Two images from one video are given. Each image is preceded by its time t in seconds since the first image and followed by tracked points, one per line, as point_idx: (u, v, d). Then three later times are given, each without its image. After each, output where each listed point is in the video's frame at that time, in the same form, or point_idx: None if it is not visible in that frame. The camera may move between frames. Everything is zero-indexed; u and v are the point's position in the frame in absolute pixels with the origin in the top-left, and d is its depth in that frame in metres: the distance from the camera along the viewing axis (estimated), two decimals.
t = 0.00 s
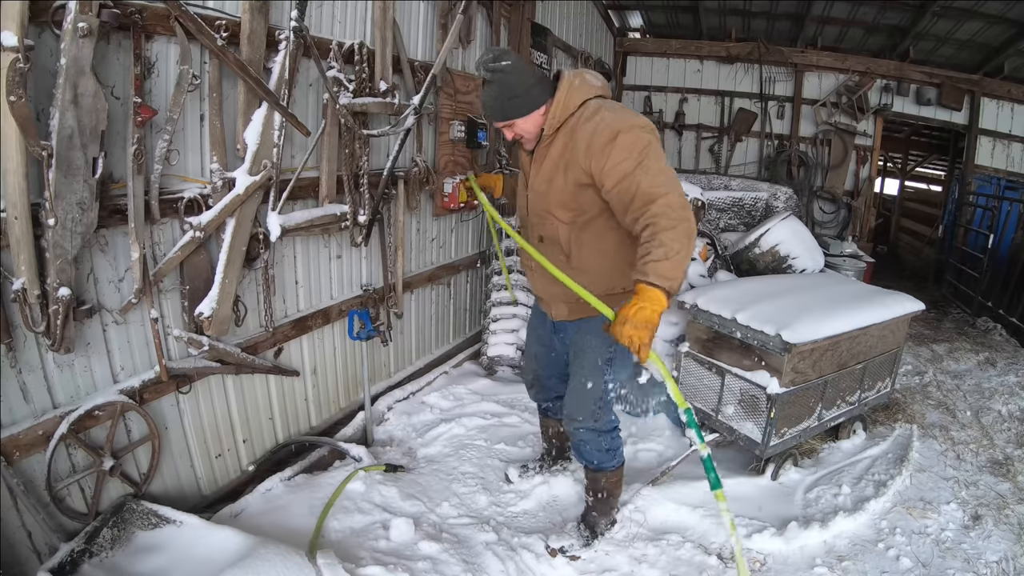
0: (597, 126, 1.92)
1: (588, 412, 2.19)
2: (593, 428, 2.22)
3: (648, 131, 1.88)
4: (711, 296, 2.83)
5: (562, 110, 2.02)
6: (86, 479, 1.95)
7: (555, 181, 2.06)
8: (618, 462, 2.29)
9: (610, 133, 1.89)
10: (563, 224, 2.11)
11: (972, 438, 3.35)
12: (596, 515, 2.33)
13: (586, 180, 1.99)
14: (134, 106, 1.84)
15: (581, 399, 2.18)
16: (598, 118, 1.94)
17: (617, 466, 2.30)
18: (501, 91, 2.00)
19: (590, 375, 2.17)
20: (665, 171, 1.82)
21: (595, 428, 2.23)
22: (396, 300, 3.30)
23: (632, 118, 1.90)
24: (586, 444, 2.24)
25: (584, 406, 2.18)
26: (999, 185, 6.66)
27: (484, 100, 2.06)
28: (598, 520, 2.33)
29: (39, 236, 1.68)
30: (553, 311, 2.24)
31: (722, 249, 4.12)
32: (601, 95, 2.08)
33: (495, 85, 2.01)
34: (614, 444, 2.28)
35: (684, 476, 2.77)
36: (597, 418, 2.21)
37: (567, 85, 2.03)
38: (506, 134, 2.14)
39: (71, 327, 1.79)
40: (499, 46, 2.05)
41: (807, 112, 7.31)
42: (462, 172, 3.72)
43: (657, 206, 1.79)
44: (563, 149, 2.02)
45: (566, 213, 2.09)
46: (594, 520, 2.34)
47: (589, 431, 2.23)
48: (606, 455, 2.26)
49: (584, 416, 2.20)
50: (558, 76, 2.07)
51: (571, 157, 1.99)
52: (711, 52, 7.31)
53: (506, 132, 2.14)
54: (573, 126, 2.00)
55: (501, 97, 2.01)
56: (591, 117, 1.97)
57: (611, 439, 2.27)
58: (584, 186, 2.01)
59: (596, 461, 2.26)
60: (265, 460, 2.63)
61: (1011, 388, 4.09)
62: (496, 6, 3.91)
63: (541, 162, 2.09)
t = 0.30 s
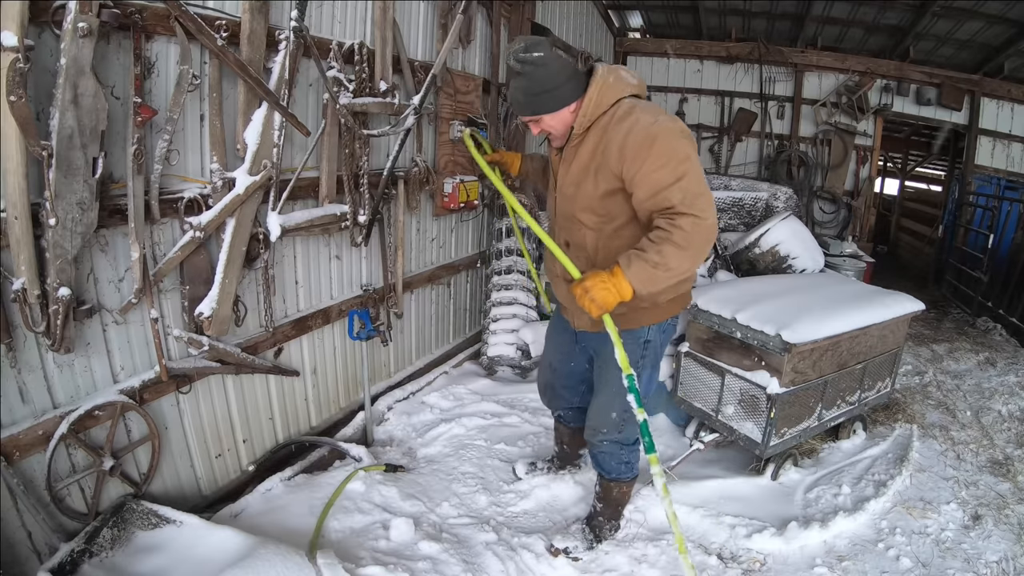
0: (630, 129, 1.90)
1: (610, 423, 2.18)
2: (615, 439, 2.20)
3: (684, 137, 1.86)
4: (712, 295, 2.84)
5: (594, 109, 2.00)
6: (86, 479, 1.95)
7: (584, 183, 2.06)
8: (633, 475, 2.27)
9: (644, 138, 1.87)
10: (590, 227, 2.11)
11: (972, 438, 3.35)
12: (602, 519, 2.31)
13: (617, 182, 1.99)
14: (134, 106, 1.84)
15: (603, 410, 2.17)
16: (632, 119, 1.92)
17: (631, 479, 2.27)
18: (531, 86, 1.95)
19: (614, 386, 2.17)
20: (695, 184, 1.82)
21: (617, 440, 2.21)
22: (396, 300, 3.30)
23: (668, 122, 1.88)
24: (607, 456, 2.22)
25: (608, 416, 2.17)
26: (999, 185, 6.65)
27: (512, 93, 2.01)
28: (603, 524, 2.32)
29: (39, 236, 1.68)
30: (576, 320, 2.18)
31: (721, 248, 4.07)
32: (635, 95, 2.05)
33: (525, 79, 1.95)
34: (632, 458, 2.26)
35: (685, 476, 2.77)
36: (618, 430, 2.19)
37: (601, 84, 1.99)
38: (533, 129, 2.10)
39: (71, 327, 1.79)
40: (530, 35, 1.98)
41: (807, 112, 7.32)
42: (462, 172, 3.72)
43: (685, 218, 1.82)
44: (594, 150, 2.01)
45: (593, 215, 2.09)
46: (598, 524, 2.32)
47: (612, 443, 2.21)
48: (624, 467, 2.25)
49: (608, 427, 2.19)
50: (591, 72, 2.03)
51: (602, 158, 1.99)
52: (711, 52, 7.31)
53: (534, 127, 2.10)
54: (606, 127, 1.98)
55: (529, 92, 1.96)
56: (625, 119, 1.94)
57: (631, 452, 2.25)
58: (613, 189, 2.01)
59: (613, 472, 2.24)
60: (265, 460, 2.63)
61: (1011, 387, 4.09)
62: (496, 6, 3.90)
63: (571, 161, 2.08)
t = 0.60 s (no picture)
0: (649, 132, 1.93)
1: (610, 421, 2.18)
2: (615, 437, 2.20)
3: (697, 147, 1.89)
4: (712, 295, 2.84)
5: (617, 109, 2.01)
6: (86, 479, 1.95)
7: (598, 181, 2.08)
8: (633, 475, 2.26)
9: (659, 142, 1.90)
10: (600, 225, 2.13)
11: (972, 438, 3.35)
12: (603, 520, 2.32)
13: (626, 182, 2.02)
14: (134, 106, 1.84)
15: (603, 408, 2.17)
16: (651, 122, 1.94)
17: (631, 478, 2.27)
18: (562, 81, 1.96)
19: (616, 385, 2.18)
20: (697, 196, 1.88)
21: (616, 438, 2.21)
22: (396, 300, 3.30)
23: (686, 129, 1.90)
24: (607, 454, 2.21)
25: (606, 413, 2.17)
26: (999, 185, 6.65)
27: (540, 85, 2.02)
28: (604, 523, 2.32)
29: (39, 236, 1.68)
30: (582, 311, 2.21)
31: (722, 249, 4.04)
32: (658, 98, 2.07)
33: (555, 73, 1.96)
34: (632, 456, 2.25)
35: (685, 476, 2.77)
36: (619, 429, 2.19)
37: (627, 84, 2.01)
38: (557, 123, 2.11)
39: (71, 327, 1.79)
40: (565, 31, 1.99)
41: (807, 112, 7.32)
42: (462, 172, 3.72)
43: (674, 224, 1.87)
44: (611, 150, 2.03)
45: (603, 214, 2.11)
46: (600, 524, 2.32)
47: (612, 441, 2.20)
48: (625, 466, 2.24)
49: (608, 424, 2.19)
50: (619, 71, 2.04)
51: (617, 158, 2.01)
52: (711, 52, 7.31)
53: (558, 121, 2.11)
54: (625, 128, 1.99)
55: (559, 87, 1.97)
56: (645, 122, 1.96)
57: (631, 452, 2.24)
58: (624, 189, 2.04)
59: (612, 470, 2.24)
60: (265, 460, 2.63)
61: (1012, 387, 4.08)
62: (496, 6, 3.90)
63: (587, 157, 2.10)
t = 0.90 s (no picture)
0: (656, 128, 1.94)
1: (607, 415, 2.19)
2: (613, 432, 2.22)
3: (700, 148, 1.90)
4: (712, 295, 2.84)
5: (633, 106, 2.01)
6: (86, 479, 1.95)
7: (605, 172, 2.09)
8: (632, 472, 2.26)
9: (663, 137, 1.91)
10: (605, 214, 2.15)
11: (972, 438, 3.35)
12: (603, 518, 2.32)
13: (628, 174, 2.03)
14: (134, 106, 1.84)
15: (600, 402, 2.19)
16: (661, 119, 1.95)
17: (630, 476, 2.26)
18: (583, 78, 1.96)
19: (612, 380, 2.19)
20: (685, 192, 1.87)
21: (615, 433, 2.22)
22: (396, 300, 3.30)
23: (691, 131, 1.92)
24: (605, 450, 2.24)
25: (603, 409, 2.18)
26: (999, 185, 6.65)
27: (561, 80, 2.02)
28: (605, 522, 2.32)
29: (39, 236, 1.68)
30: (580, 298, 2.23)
31: (722, 249, 4.04)
32: (674, 100, 2.08)
33: (577, 70, 1.96)
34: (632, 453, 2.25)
35: (685, 476, 2.77)
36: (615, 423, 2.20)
37: (645, 83, 2.02)
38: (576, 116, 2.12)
39: (70, 327, 1.79)
40: (588, 29, 1.99)
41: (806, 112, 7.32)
42: (462, 172, 3.72)
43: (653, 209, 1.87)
44: (620, 142, 2.04)
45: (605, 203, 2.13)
46: (600, 523, 2.33)
47: (610, 437, 2.22)
48: (624, 462, 2.24)
49: (605, 419, 2.21)
50: (639, 70, 2.05)
51: (624, 150, 2.02)
52: (711, 52, 7.31)
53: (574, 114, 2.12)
54: (636, 123, 2.01)
55: (580, 84, 1.97)
56: (654, 118, 1.97)
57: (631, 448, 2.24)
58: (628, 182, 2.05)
59: (611, 466, 2.25)
60: (265, 460, 2.63)
61: (1011, 387, 4.08)
62: (496, 6, 3.90)
63: (596, 147, 2.12)
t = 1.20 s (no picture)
0: (664, 127, 1.95)
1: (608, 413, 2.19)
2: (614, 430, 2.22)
3: (704, 149, 1.92)
4: (712, 295, 2.84)
5: (645, 103, 2.02)
6: (86, 479, 1.95)
7: (611, 168, 2.09)
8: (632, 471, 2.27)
9: (669, 135, 1.92)
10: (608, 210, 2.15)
11: (972, 438, 3.35)
12: (603, 518, 2.32)
13: (632, 169, 2.04)
14: (134, 106, 1.84)
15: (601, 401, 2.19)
16: (670, 119, 1.96)
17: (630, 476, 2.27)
18: (595, 72, 1.95)
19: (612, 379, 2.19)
20: (682, 186, 1.87)
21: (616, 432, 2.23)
22: (396, 300, 3.30)
23: (698, 134, 1.93)
24: (606, 449, 2.24)
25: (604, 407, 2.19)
26: (999, 185, 6.65)
27: (573, 74, 2.00)
28: (604, 523, 2.32)
29: (39, 236, 1.68)
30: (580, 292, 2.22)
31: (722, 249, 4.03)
32: (683, 102, 2.09)
33: (589, 64, 1.95)
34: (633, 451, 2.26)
35: (685, 476, 2.77)
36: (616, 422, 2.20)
37: (657, 82, 2.02)
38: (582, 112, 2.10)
39: (70, 327, 1.79)
40: (600, 27, 2.00)
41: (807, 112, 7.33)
42: (462, 172, 3.72)
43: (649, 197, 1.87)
44: (627, 138, 2.05)
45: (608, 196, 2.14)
46: (599, 524, 2.33)
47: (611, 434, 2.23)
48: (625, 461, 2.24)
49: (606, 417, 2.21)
50: (651, 70, 2.06)
51: (631, 147, 2.02)
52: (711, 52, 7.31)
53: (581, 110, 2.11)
54: (645, 120, 2.01)
55: (592, 79, 1.96)
56: (662, 117, 1.98)
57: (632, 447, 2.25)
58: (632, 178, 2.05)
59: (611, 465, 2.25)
60: (265, 460, 2.63)
61: (1012, 387, 4.08)
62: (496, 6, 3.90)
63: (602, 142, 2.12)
